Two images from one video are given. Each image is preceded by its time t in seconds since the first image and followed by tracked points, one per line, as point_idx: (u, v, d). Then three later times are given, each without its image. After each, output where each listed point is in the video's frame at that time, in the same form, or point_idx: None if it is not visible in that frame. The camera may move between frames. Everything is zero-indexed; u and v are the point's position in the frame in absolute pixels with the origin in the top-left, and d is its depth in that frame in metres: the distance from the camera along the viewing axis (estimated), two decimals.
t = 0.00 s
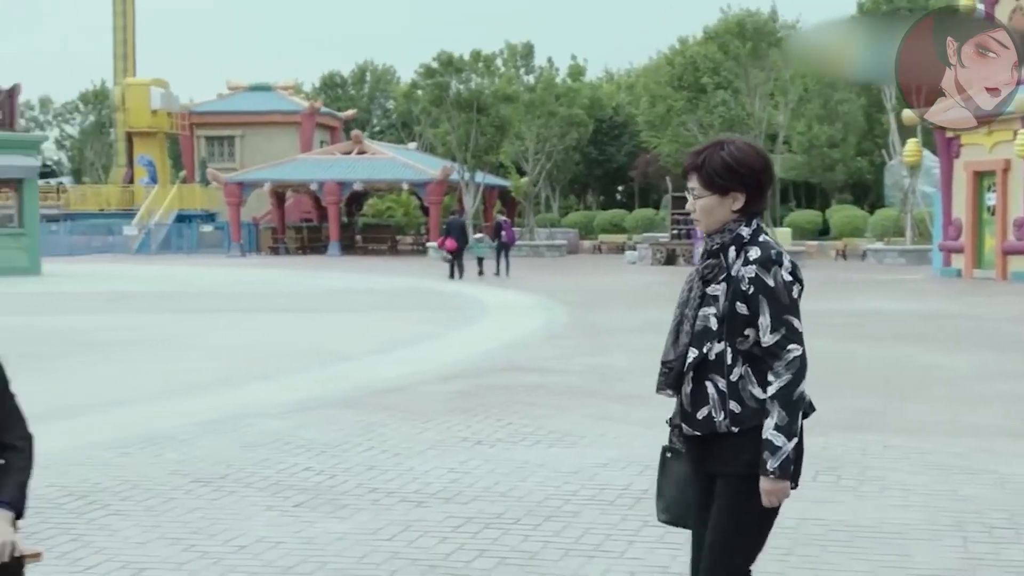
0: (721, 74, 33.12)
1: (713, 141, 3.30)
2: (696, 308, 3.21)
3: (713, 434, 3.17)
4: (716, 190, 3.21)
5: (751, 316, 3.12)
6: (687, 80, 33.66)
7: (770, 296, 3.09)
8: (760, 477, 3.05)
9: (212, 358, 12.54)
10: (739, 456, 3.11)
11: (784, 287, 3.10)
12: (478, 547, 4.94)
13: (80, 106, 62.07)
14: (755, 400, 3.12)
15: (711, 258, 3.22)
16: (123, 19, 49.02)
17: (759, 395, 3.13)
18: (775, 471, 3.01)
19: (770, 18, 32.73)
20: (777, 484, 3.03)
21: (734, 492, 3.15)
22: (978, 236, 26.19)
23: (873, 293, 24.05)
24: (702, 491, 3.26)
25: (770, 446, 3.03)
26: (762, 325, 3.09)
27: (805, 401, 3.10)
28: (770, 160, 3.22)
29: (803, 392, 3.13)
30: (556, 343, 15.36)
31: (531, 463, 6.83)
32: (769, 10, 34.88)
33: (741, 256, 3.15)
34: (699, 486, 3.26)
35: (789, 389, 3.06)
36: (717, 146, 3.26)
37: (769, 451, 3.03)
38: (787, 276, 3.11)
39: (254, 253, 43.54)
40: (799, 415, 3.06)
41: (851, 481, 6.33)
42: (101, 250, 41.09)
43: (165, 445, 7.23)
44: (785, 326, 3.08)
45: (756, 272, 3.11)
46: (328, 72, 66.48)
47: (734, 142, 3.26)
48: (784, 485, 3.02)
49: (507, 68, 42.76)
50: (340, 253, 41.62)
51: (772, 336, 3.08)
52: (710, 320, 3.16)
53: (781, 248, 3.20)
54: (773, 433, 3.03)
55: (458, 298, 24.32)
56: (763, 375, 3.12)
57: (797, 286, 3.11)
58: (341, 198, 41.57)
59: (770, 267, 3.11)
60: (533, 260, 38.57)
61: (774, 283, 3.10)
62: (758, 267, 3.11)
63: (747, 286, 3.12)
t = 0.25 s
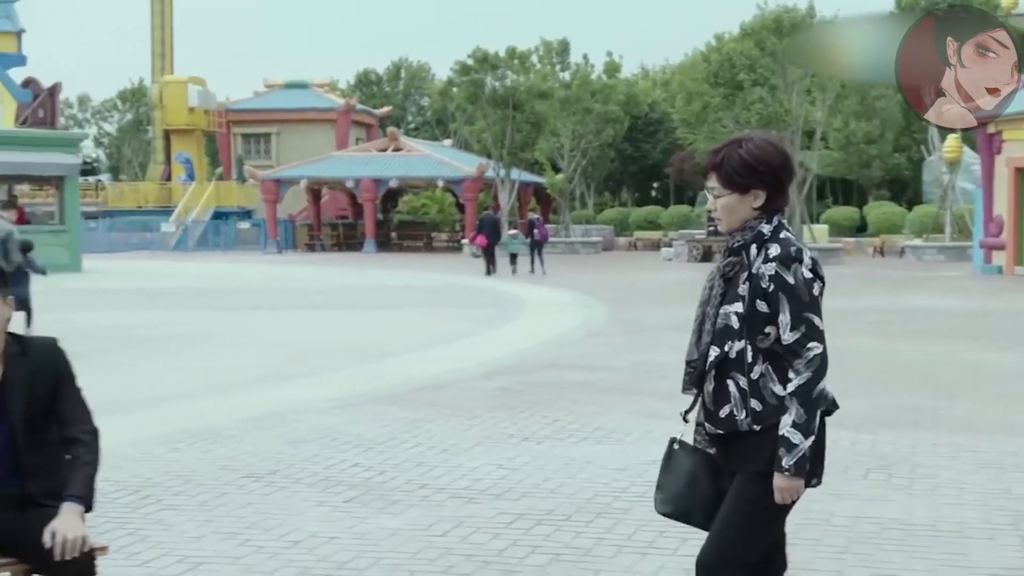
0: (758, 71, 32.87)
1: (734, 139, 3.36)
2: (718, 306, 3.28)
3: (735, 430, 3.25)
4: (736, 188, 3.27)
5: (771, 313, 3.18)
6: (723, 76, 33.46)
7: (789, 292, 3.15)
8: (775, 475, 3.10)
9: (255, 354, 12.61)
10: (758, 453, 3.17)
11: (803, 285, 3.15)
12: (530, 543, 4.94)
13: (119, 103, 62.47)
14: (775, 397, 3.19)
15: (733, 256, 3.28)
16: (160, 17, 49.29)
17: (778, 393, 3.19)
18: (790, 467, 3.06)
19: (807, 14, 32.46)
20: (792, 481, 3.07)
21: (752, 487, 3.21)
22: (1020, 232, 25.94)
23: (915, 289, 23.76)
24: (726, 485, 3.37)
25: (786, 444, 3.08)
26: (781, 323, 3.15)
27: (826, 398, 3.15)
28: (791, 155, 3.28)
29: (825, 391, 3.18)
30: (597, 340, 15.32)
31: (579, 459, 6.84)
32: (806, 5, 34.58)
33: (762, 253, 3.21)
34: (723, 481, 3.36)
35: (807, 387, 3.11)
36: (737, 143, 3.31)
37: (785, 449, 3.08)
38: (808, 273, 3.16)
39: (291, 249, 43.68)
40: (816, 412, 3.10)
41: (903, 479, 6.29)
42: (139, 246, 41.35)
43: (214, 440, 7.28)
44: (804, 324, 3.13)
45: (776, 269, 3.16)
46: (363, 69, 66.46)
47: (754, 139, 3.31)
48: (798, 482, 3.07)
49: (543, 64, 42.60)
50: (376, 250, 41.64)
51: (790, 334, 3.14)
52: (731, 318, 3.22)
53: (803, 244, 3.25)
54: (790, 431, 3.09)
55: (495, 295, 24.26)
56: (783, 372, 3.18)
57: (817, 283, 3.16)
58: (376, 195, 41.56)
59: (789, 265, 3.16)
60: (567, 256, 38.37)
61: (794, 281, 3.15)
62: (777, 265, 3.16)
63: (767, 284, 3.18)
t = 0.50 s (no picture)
0: (802, 69, 32.63)
1: (754, 144, 3.34)
2: (738, 313, 3.27)
3: (755, 438, 3.24)
4: (757, 194, 3.25)
5: (789, 321, 3.17)
6: (767, 75, 33.22)
7: (807, 300, 3.13)
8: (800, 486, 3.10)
9: (303, 353, 12.65)
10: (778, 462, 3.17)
11: (821, 291, 3.13)
12: (591, 542, 4.94)
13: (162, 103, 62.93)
14: (795, 406, 3.18)
15: (753, 262, 3.27)
16: (204, 17, 49.61)
17: (798, 401, 3.18)
18: (815, 479, 3.06)
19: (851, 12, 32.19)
20: (819, 493, 3.06)
21: (775, 496, 3.22)
22: None
23: (964, 288, 23.47)
24: (749, 494, 3.37)
25: (810, 455, 3.08)
26: (800, 331, 3.14)
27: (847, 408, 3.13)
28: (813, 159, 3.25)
29: (845, 398, 3.16)
30: (644, 340, 15.27)
31: (634, 459, 6.82)
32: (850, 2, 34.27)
33: (781, 260, 3.19)
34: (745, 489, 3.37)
35: (828, 396, 3.09)
36: (758, 148, 3.29)
37: (809, 460, 3.08)
38: (826, 280, 3.14)
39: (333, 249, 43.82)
40: (838, 422, 3.09)
41: (963, 480, 6.23)
42: (183, 245, 41.65)
43: (270, 438, 7.32)
44: (822, 332, 3.12)
45: (795, 276, 3.15)
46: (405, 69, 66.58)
47: (774, 143, 3.29)
48: (825, 493, 3.06)
49: (584, 64, 42.49)
50: (417, 250, 41.69)
51: (809, 343, 3.13)
52: (749, 326, 3.22)
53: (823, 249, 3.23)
54: (813, 441, 3.08)
55: (538, 294, 24.22)
56: (803, 380, 3.17)
57: (836, 290, 3.13)
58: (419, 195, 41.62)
59: (807, 272, 3.14)
60: (609, 256, 38.26)
61: (811, 287, 3.13)
62: (795, 272, 3.15)
63: (785, 291, 3.17)
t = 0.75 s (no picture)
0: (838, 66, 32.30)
1: (767, 133, 3.21)
2: (744, 305, 3.17)
3: (757, 434, 3.15)
4: (769, 186, 3.13)
5: (797, 316, 3.06)
6: (803, 72, 32.91)
7: (816, 296, 3.03)
8: (800, 484, 3.02)
9: (343, 351, 12.68)
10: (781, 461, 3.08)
11: (830, 288, 3.02)
12: (640, 541, 4.92)
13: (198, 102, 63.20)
14: (799, 403, 3.08)
15: (762, 254, 3.17)
16: (240, 15, 49.81)
17: (802, 397, 3.08)
18: (816, 478, 2.98)
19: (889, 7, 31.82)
20: (819, 492, 2.98)
21: (778, 494, 3.14)
22: None
23: (1004, 287, 23.17)
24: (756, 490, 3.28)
25: (812, 452, 2.99)
26: (807, 326, 3.04)
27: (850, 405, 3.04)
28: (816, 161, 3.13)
29: (850, 396, 3.06)
30: (682, 337, 15.20)
31: (679, 457, 6.79)
32: None
33: (791, 254, 3.09)
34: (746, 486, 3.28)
35: (832, 394, 2.99)
36: (769, 139, 3.16)
37: (809, 458, 2.99)
38: (836, 277, 3.04)
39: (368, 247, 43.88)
40: (840, 421, 2.99)
41: (1014, 480, 6.17)
42: (219, 242, 41.76)
43: (316, 435, 7.35)
44: (830, 328, 3.01)
45: (803, 271, 3.05)
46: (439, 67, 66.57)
47: (787, 132, 3.16)
48: (826, 492, 2.98)
49: (619, 61, 42.29)
50: (451, 247, 41.64)
51: (816, 339, 3.02)
52: (755, 319, 3.12)
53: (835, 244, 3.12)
54: (815, 439, 2.98)
55: (573, 292, 24.09)
56: (807, 377, 3.07)
57: (844, 287, 3.03)
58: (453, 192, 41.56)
59: (817, 267, 3.04)
60: (643, 254, 38.07)
61: (821, 283, 3.03)
62: (805, 266, 3.05)
63: (794, 285, 3.07)
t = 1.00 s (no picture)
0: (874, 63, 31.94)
1: (773, 128, 3.12)
2: (757, 300, 3.07)
3: (766, 430, 3.06)
4: (778, 182, 3.03)
5: (806, 312, 2.95)
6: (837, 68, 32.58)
7: (824, 291, 2.92)
8: (790, 480, 2.93)
9: (380, 347, 12.69)
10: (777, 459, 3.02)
11: (839, 284, 2.91)
12: (686, 539, 4.90)
13: (230, 99, 63.40)
14: (806, 400, 2.97)
15: (776, 249, 3.07)
16: (272, 13, 49.95)
17: (809, 394, 2.97)
18: (803, 472, 2.88)
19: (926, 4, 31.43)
20: (804, 487, 2.89)
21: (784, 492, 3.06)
22: None
23: None
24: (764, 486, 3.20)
25: (803, 447, 2.89)
26: (813, 323, 2.93)
27: (853, 404, 2.91)
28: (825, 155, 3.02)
29: (858, 395, 2.94)
30: (719, 335, 15.12)
31: (722, 455, 6.76)
32: None
33: (802, 248, 2.98)
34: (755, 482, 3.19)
35: (832, 390, 2.89)
36: (774, 136, 3.07)
37: (800, 451, 2.89)
38: (846, 272, 2.92)
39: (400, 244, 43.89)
40: (837, 420, 2.88)
41: None
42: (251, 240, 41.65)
43: (357, 432, 7.37)
44: (835, 325, 2.89)
45: (814, 266, 2.93)
46: (469, 64, 66.51)
47: (789, 129, 3.07)
48: (812, 487, 2.88)
49: (651, 59, 42.06)
50: (483, 245, 41.55)
51: (821, 336, 2.91)
52: (766, 315, 3.01)
53: (848, 238, 3.00)
54: (807, 435, 2.88)
55: (605, 290, 23.97)
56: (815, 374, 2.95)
57: (854, 284, 2.91)
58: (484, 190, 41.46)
59: (827, 263, 2.92)
60: (675, 251, 37.82)
61: (830, 278, 2.91)
62: (816, 262, 2.93)
63: (805, 280, 2.95)
